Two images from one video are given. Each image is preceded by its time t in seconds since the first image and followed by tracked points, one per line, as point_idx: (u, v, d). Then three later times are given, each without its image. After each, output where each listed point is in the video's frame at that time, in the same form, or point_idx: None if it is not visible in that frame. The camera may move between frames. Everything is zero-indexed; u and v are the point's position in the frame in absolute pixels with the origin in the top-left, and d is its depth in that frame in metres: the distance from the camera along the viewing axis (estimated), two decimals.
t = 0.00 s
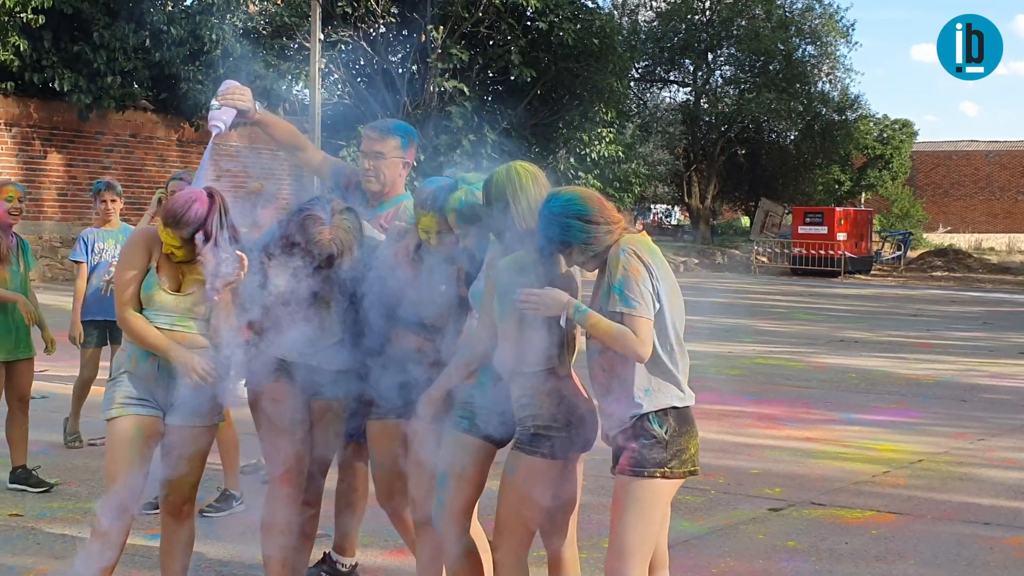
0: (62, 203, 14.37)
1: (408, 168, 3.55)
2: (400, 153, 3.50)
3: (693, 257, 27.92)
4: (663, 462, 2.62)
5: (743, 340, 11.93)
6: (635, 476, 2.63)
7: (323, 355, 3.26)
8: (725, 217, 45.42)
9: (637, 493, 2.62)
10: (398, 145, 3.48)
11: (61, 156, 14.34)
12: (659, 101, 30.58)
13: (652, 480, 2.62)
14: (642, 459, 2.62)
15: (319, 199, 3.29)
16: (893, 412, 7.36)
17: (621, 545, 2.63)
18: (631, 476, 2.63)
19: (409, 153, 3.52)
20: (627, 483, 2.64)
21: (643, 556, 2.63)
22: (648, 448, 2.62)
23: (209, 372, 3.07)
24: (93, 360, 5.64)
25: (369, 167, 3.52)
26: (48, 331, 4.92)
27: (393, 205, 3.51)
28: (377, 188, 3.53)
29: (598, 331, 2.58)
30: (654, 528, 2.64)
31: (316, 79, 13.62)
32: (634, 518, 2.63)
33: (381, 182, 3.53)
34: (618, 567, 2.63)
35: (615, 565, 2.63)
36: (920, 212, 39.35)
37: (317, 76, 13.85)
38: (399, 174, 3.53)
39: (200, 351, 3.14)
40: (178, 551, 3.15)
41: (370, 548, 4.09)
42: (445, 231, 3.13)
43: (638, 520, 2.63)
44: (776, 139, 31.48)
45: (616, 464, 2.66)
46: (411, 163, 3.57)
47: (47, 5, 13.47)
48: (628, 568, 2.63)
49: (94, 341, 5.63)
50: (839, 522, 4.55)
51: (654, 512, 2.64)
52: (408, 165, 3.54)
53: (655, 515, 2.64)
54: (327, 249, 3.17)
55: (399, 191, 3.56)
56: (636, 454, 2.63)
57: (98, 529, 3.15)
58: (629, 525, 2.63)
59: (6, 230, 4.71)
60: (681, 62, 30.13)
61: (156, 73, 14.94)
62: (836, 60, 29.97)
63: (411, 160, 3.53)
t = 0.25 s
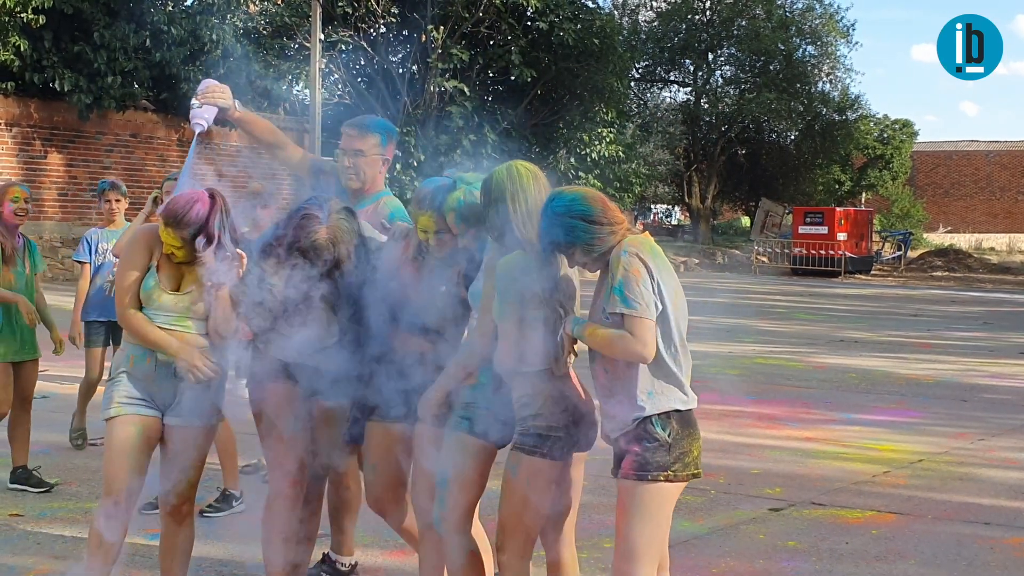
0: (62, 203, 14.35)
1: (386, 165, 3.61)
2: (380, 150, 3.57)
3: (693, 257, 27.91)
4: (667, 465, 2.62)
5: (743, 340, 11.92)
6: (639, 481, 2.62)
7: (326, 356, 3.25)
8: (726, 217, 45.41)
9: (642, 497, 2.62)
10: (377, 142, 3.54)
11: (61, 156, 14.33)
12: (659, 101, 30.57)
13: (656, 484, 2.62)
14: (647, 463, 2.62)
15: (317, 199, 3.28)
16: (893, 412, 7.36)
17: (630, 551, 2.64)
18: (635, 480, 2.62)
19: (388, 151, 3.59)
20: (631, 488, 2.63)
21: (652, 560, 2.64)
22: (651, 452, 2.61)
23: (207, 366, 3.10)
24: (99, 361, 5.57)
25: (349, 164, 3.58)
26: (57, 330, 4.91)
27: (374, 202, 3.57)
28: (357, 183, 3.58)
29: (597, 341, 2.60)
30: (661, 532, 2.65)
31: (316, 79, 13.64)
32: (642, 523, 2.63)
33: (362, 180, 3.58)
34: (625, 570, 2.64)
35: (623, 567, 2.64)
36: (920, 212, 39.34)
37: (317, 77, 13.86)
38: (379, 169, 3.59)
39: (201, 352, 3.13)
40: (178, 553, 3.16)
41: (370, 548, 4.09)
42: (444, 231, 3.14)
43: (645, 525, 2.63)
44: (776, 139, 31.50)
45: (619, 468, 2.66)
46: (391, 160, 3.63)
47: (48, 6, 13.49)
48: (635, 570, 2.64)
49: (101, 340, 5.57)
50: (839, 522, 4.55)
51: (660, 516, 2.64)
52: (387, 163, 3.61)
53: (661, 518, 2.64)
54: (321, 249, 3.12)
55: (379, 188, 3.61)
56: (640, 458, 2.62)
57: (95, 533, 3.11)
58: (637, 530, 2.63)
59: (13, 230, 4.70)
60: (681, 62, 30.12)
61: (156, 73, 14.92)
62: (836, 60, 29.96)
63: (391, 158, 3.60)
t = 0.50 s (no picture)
0: (63, 202, 14.33)
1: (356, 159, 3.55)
2: (349, 143, 3.51)
3: (694, 257, 27.89)
4: (672, 469, 2.56)
5: (744, 340, 11.90)
6: (645, 485, 2.56)
7: (328, 356, 3.26)
8: (727, 217, 45.37)
9: (648, 501, 2.56)
10: (348, 136, 3.49)
11: (62, 156, 14.33)
12: (660, 101, 30.55)
13: (661, 489, 2.56)
14: (652, 467, 2.56)
15: (314, 200, 3.35)
16: (894, 413, 7.34)
17: (636, 556, 2.58)
18: (641, 485, 2.56)
19: (359, 144, 3.54)
20: (636, 493, 2.57)
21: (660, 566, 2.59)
22: (656, 455, 2.56)
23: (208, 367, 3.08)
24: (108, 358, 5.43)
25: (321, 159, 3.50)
26: (66, 329, 4.91)
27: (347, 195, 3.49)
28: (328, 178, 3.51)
29: (606, 347, 2.54)
30: (669, 537, 2.59)
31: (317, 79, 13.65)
32: (648, 529, 2.57)
33: (334, 176, 3.52)
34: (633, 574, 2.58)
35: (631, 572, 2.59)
36: (922, 211, 39.30)
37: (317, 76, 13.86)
38: (349, 162, 3.53)
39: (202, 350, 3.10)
40: (178, 555, 3.14)
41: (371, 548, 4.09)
42: (443, 230, 3.15)
43: (651, 530, 2.57)
44: (777, 139, 31.49)
45: (624, 473, 2.60)
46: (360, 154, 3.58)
47: (49, 5, 13.55)
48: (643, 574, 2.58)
49: (111, 339, 5.40)
50: (841, 522, 4.54)
51: (667, 520, 2.58)
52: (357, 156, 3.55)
53: (668, 522, 2.58)
54: (323, 248, 3.19)
55: (350, 181, 3.55)
56: (645, 462, 2.57)
57: (92, 537, 3.05)
58: (643, 536, 2.57)
59: (20, 231, 4.70)
60: (682, 62, 30.11)
61: (157, 73, 14.92)
62: (838, 59, 29.94)
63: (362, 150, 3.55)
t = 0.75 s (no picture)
0: (62, 202, 14.34)
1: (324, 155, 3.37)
2: (316, 140, 3.34)
3: (692, 257, 27.92)
4: (672, 470, 2.51)
5: (743, 340, 11.92)
6: (645, 487, 2.52)
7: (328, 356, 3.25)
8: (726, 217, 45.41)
9: (649, 503, 2.52)
10: (313, 132, 3.31)
11: (61, 156, 14.33)
12: (659, 101, 30.55)
13: (662, 490, 2.52)
14: (651, 468, 2.52)
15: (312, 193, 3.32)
16: (893, 413, 7.35)
17: (638, 560, 2.53)
18: (642, 487, 2.53)
19: (326, 141, 3.35)
20: (637, 495, 2.54)
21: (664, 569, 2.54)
22: (655, 457, 2.52)
23: (205, 369, 3.07)
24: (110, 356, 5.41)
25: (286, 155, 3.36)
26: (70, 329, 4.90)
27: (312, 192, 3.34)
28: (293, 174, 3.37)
29: (623, 347, 2.47)
30: (672, 539, 2.54)
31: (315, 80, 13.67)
32: (649, 531, 2.53)
33: (302, 172, 3.37)
34: None
35: None
36: (920, 211, 39.35)
37: (316, 77, 13.85)
38: (316, 160, 3.36)
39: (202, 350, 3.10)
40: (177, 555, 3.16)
41: (369, 548, 4.09)
42: (441, 229, 3.13)
43: (653, 533, 2.53)
44: (776, 139, 31.52)
45: (624, 474, 2.56)
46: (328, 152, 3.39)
47: (47, 6, 13.50)
48: None
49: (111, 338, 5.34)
50: (839, 523, 4.55)
51: (670, 522, 2.54)
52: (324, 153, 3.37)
53: (671, 524, 2.54)
54: (322, 247, 3.22)
55: (317, 179, 3.38)
56: (645, 463, 2.53)
57: (90, 539, 3.06)
58: (645, 539, 2.53)
59: (23, 231, 4.70)
60: (681, 62, 30.11)
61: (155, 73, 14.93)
62: (836, 60, 29.96)
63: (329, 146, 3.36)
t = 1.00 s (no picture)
0: (63, 203, 14.33)
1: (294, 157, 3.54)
2: (287, 141, 3.50)
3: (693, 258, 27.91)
4: (672, 472, 2.50)
5: (744, 340, 11.92)
6: (646, 489, 2.51)
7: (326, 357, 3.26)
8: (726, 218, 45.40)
9: (646, 505, 2.52)
10: (283, 134, 3.47)
11: (61, 156, 14.33)
12: (660, 101, 30.53)
13: (662, 494, 2.51)
14: (652, 471, 2.51)
15: (317, 196, 3.35)
16: (893, 413, 7.35)
17: (638, 563, 2.53)
18: (643, 489, 2.51)
19: (297, 143, 3.51)
20: (636, 497, 2.53)
21: (663, 573, 2.53)
22: (655, 459, 2.51)
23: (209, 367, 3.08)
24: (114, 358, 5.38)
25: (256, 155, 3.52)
26: (74, 330, 4.88)
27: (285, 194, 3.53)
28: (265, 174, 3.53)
29: (647, 351, 2.41)
30: (672, 541, 2.53)
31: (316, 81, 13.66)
32: (649, 534, 2.52)
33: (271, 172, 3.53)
34: None
35: None
36: (920, 212, 39.37)
37: (317, 78, 13.85)
38: (286, 160, 3.53)
39: (206, 350, 3.11)
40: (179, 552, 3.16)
41: (370, 549, 4.08)
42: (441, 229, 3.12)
43: (653, 537, 2.52)
44: (776, 139, 31.54)
45: (625, 477, 2.55)
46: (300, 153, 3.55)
47: (48, 6, 13.48)
48: None
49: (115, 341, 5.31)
50: (840, 523, 4.55)
51: (671, 525, 2.53)
52: (295, 155, 3.54)
53: (672, 528, 2.53)
54: (324, 248, 3.22)
55: (286, 180, 3.55)
56: (644, 466, 2.52)
57: (90, 538, 3.07)
58: (644, 542, 2.53)
59: (27, 232, 4.69)
60: (682, 63, 30.06)
61: (156, 73, 14.92)
62: (837, 60, 29.94)
63: (300, 149, 3.52)
